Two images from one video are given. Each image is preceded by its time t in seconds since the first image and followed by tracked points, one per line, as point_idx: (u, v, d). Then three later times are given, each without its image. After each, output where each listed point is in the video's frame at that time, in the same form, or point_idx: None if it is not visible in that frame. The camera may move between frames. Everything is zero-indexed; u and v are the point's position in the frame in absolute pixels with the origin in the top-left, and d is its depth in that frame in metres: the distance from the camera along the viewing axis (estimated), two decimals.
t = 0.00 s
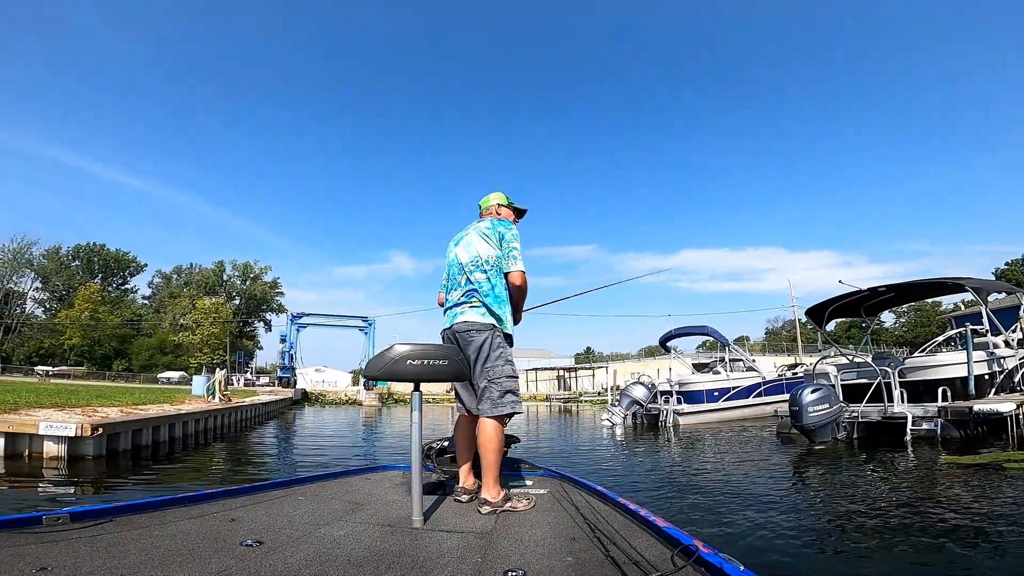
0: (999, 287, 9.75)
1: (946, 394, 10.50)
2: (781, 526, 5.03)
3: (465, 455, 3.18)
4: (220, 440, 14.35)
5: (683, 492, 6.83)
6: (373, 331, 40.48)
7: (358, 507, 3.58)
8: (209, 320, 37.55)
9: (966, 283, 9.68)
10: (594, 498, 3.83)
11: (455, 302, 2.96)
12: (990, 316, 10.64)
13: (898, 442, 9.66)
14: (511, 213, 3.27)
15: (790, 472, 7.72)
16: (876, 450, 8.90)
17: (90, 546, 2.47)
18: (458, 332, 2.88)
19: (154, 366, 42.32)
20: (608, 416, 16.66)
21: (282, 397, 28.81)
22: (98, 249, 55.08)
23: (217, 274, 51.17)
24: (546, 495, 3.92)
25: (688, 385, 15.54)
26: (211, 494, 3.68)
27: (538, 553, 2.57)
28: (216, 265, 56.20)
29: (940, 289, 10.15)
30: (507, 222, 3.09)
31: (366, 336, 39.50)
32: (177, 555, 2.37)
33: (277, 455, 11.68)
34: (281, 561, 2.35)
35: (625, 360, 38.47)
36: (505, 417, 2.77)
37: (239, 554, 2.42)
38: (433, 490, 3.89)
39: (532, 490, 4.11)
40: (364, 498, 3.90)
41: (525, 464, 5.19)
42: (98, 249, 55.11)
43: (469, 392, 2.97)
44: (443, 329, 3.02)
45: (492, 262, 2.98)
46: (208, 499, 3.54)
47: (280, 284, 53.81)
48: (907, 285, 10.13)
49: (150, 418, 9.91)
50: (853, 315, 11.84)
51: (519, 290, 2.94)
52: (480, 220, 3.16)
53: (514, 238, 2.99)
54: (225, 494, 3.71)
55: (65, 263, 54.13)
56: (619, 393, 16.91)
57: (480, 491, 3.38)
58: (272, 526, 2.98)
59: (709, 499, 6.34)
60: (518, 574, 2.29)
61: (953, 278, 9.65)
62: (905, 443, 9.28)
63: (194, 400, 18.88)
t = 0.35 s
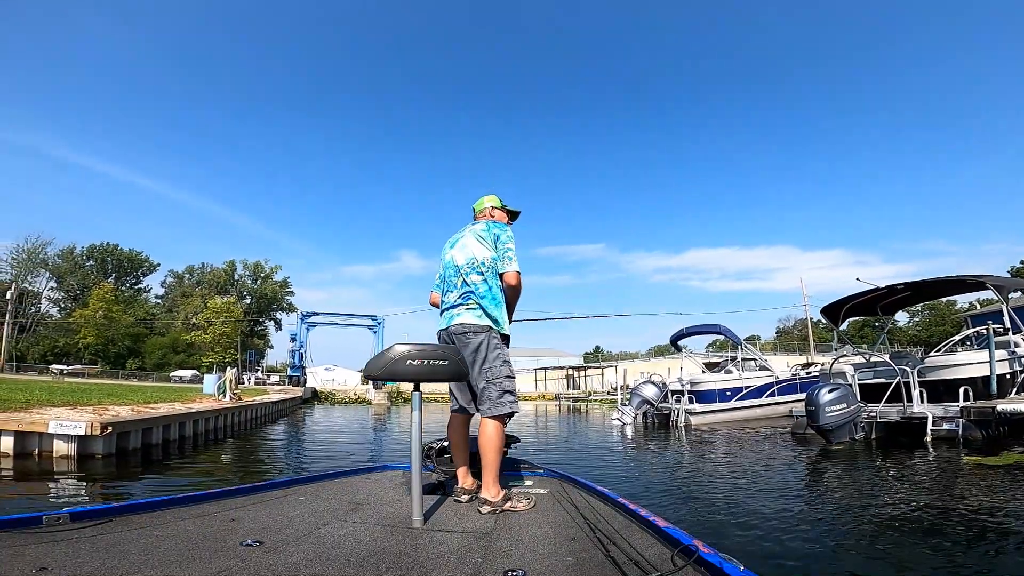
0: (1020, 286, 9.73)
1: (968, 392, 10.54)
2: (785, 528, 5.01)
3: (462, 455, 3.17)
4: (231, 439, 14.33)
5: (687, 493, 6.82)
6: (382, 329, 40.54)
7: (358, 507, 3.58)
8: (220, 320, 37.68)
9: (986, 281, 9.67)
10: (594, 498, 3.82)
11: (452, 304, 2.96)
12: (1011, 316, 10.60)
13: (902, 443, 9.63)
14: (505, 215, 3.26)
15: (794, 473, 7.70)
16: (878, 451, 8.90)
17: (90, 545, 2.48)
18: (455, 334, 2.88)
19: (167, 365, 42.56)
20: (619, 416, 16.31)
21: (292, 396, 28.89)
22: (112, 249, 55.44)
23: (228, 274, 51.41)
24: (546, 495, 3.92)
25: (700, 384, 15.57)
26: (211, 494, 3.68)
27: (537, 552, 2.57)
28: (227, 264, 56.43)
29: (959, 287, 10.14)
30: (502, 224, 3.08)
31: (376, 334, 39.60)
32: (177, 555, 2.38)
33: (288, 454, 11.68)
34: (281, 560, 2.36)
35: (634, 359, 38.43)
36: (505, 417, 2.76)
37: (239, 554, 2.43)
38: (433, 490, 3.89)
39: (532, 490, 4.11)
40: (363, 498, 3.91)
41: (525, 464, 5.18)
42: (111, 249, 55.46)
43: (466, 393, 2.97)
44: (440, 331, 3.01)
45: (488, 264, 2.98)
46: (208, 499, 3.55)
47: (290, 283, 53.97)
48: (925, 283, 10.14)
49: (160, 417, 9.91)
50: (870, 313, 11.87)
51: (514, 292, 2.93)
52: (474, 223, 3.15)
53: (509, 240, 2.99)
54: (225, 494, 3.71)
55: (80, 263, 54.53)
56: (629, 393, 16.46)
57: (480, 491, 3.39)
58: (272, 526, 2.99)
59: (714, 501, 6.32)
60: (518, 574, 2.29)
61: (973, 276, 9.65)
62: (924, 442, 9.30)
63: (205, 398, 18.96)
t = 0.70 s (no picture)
0: None
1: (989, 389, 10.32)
2: (790, 529, 4.97)
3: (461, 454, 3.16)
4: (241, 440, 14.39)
5: (692, 493, 6.79)
6: (391, 330, 40.63)
7: (358, 507, 3.58)
8: (230, 322, 38.01)
9: (1006, 276, 9.60)
10: (593, 498, 3.80)
11: (450, 305, 2.94)
12: None
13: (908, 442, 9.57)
14: (502, 216, 3.25)
15: (800, 474, 7.65)
16: (883, 450, 8.86)
17: (91, 545, 2.48)
18: (453, 334, 2.85)
19: (179, 367, 42.82)
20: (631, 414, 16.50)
21: (302, 397, 28.99)
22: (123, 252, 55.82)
23: (237, 275, 51.59)
24: (545, 495, 3.91)
25: (711, 382, 15.46)
26: (211, 494, 3.68)
27: (538, 552, 2.56)
28: (237, 267, 56.67)
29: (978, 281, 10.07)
30: (499, 225, 3.07)
31: (384, 335, 39.68)
32: (177, 555, 2.37)
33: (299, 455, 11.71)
34: (282, 560, 2.35)
35: (643, 358, 38.34)
36: (505, 417, 2.75)
37: (240, 554, 2.42)
38: (433, 490, 3.88)
39: (532, 490, 4.10)
40: (364, 498, 3.91)
41: (526, 464, 5.18)
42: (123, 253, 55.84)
43: (464, 394, 2.95)
44: (438, 330, 2.99)
45: (487, 265, 2.97)
46: (208, 499, 3.55)
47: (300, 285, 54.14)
48: (943, 278, 10.08)
49: (170, 419, 9.88)
50: (886, 310, 11.79)
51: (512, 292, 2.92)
52: (472, 224, 3.13)
53: (507, 240, 2.98)
54: (226, 494, 3.72)
55: (92, 268, 54.89)
56: (640, 392, 16.94)
57: (480, 491, 3.37)
58: (272, 526, 2.99)
59: (718, 501, 6.29)
60: (518, 574, 2.28)
61: (992, 270, 9.58)
62: (945, 440, 9.31)
63: (215, 400, 19.02)
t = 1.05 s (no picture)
0: None
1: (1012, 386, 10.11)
2: (793, 531, 4.94)
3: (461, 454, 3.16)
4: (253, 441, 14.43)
5: (697, 494, 6.77)
6: (399, 330, 40.65)
7: (357, 507, 3.58)
8: (241, 324, 37.88)
9: None
10: (593, 498, 3.80)
11: (451, 305, 2.94)
12: None
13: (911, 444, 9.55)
14: (503, 216, 3.25)
15: (804, 475, 7.63)
16: (886, 451, 8.85)
17: (91, 545, 2.48)
18: (453, 334, 2.85)
19: (191, 369, 43.00)
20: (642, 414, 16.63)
21: (311, 398, 29.04)
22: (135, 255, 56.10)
23: (246, 277, 51.71)
24: (545, 495, 3.90)
25: (724, 381, 15.37)
26: (211, 494, 3.69)
27: (537, 553, 2.56)
28: (246, 269, 56.81)
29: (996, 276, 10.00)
30: (500, 226, 3.07)
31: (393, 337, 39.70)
32: (177, 555, 2.38)
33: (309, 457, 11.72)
34: (282, 561, 2.35)
35: (651, 357, 38.24)
36: (505, 417, 2.75)
37: (239, 554, 2.43)
38: (432, 490, 3.88)
39: (532, 490, 4.09)
40: (364, 498, 3.91)
41: (527, 464, 5.17)
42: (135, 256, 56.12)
43: (466, 394, 2.95)
44: (439, 330, 2.99)
45: (487, 265, 2.97)
46: (208, 499, 3.55)
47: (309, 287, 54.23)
48: (960, 273, 10.02)
49: (179, 421, 9.83)
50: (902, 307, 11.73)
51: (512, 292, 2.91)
52: (473, 225, 3.14)
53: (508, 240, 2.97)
54: (226, 494, 3.72)
55: (104, 271, 55.21)
56: (651, 390, 16.73)
57: (479, 491, 3.37)
58: (272, 527, 2.99)
59: (723, 501, 6.27)
60: (518, 574, 2.28)
61: (1012, 265, 9.51)
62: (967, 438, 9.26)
63: (225, 401, 19.09)
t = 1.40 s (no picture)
0: None
1: None
2: (798, 533, 4.89)
3: (461, 454, 3.14)
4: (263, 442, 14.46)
5: (704, 495, 6.72)
6: (407, 331, 40.63)
7: (357, 508, 3.57)
8: (251, 325, 37.80)
9: None
10: (593, 498, 3.78)
11: (453, 305, 2.93)
12: None
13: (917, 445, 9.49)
14: (505, 215, 3.24)
15: (809, 476, 7.58)
16: (891, 453, 8.80)
17: (91, 545, 2.48)
18: (455, 334, 2.85)
19: (202, 370, 43.10)
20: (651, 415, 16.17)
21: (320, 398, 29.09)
22: (147, 257, 56.28)
23: (256, 278, 51.81)
24: (545, 495, 3.89)
25: (735, 381, 15.36)
26: (210, 494, 3.69)
27: (538, 552, 2.55)
28: (256, 270, 56.94)
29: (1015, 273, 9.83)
30: (500, 225, 3.05)
31: (401, 337, 39.67)
32: (177, 555, 2.37)
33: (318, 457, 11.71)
34: (282, 561, 2.35)
35: (661, 356, 38.08)
36: (506, 417, 2.73)
37: (239, 554, 2.42)
38: (433, 490, 3.87)
39: (531, 490, 4.08)
40: (364, 498, 3.90)
41: (527, 464, 5.15)
42: (147, 258, 56.30)
43: (468, 394, 2.94)
44: (441, 331, 2.98)
45: (489, 264, 2.95)
46: (208, 499, 3.55)
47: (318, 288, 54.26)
48: (978, 271, 9.85)
49: (188, 422, 9.82)
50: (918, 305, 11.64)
51: (513, 291, 2.90)
52: (474, 224, 3.13)
53: (508, 240, 2.95)
54: (225, 494, 3.71)
55: (116, 272, 55.48)
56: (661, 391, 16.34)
57: (479, 491, 3.37)
58: (272, 527, 2.98)
59: (729, 503, 6.21)
60: (518, 573, 2.27)
61: None
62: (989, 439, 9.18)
63: (234, 401, 19.10)
